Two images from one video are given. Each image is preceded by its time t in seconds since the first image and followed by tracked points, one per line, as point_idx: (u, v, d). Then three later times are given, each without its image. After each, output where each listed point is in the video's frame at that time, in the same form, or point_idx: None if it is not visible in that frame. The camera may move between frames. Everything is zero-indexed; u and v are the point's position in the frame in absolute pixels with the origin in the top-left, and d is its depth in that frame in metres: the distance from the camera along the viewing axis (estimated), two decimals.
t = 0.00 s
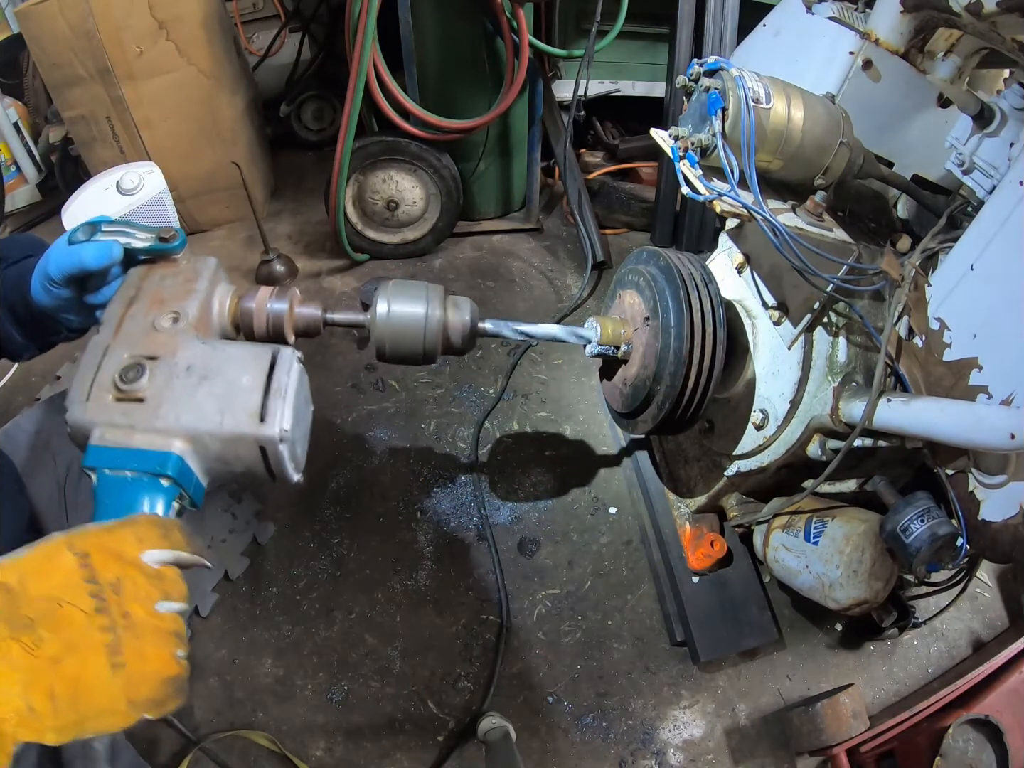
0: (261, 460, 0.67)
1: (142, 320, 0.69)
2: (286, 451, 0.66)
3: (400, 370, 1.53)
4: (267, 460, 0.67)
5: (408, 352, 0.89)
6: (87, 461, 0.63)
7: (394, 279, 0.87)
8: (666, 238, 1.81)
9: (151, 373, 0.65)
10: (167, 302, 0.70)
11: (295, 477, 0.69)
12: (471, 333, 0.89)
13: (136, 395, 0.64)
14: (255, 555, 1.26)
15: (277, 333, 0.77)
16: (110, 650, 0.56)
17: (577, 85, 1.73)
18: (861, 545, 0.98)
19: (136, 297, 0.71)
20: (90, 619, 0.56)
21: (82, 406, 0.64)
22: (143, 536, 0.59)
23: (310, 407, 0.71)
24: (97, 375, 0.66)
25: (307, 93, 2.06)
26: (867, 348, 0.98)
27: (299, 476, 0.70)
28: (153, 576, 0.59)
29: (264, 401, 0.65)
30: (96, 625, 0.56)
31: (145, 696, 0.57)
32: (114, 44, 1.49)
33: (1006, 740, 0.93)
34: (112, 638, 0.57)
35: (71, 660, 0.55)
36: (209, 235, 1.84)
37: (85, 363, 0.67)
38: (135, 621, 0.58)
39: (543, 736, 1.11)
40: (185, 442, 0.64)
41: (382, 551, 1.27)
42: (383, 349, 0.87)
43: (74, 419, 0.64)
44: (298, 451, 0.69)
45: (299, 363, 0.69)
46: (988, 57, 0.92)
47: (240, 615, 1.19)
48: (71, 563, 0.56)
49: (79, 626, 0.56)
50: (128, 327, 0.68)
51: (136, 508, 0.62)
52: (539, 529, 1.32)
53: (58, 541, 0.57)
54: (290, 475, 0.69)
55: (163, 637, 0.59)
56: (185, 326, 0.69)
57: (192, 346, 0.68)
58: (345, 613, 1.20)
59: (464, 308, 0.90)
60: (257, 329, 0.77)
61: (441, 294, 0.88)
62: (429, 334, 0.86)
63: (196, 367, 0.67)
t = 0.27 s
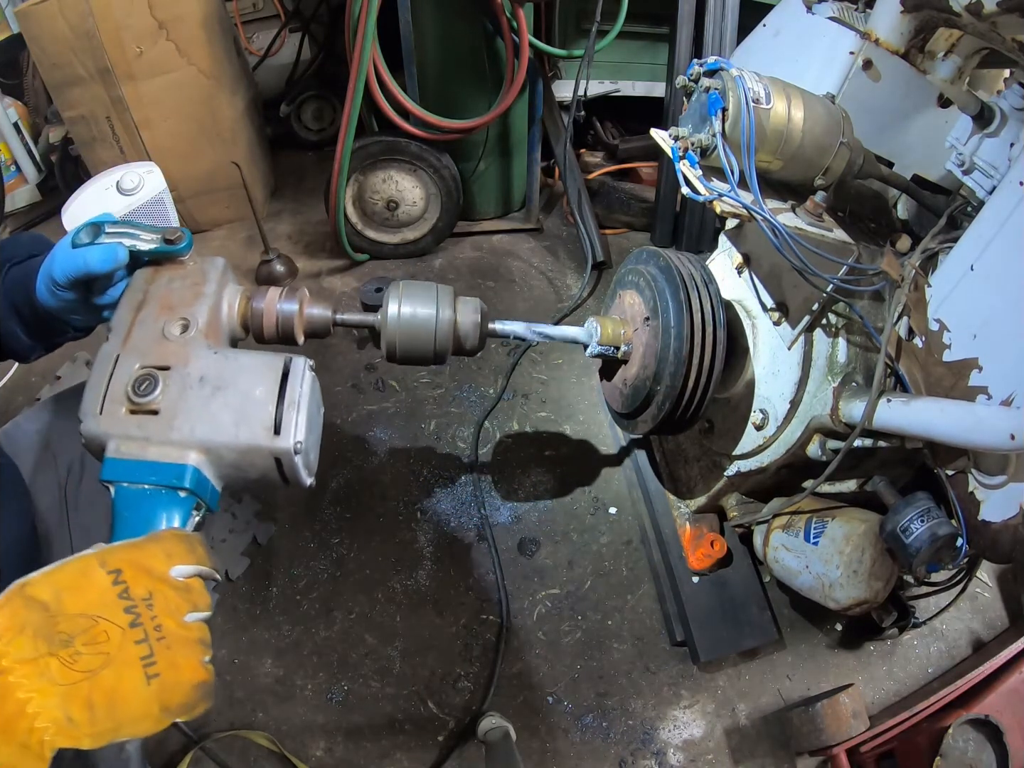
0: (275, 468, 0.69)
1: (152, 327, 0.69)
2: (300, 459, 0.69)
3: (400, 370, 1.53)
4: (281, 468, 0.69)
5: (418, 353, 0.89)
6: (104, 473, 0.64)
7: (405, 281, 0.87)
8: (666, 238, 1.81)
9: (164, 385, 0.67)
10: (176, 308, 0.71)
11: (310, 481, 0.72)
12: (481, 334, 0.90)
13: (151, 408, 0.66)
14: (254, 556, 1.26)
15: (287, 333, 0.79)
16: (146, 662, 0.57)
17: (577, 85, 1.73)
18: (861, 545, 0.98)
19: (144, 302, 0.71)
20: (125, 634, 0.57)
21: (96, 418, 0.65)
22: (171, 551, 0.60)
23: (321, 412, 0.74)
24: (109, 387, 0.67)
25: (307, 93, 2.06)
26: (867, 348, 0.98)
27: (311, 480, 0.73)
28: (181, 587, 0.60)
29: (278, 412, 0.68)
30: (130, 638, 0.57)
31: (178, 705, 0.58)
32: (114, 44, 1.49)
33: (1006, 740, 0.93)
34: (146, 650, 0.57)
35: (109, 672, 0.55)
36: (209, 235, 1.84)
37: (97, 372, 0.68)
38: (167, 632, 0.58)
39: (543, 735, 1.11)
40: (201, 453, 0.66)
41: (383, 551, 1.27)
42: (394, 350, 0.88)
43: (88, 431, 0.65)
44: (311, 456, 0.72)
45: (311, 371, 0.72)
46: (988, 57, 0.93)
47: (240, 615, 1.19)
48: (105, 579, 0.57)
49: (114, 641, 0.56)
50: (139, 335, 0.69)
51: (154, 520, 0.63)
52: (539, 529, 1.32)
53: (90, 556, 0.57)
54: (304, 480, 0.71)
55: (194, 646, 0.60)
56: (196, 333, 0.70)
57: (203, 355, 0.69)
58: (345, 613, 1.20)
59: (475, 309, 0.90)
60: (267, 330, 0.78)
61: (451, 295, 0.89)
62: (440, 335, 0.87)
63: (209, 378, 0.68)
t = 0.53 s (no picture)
0: (281, 477, 0.71)
1: (155, 336, 0.70)
2: (307, 470, 0.70)
3: (400, 369, 1.53)
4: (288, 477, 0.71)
5: (420, 354, 0.89)
6: (116, 485, 0.66)
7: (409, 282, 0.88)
8: (666, 238, 1.81)
9: (170, 396, 0.68)
10: (178, 316, 0.72)
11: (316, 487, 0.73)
12: (483, 335, 0.90)
13: (158, 420, 0.67)
14: (254, 556, 1.26)
15: (288, 335, 0.79)
16: (166, 669, 0.58)
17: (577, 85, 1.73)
18: (861, 545, 0.98)
19: (145, 308, 0.72)
20: (145, 644, 0.58)
21: (104, 430, 0.67)
22: (186, 561, 0.62)
23: (326, 417, 0.76)
24: (115, 398, 0.68)
25: (307, 93, 2.06)
26: (866, 348, 0.98)
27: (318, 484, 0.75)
28: (197, 595, 0.61)
29: (283, 424, 0.69)
30: (150, 648, 0.58)
31: (197, 709, 0.59)
32: (114, 44, 1.49)
33: (1006, 741, 0.93)
34: (166, 658, 0.58)
35: (132, 681, 0.57)
36: (209, 235, 1.84)
37: (103, 383, 0.69)
38: (185, 640, 0.59)
39: (543, 736, 1.11)
40: (208, 464, 0.68)
41: (382, 551, 1.27)
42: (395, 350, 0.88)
43: (98, 443, 0.67)
44: (317, 463, 0.73)
45: (315, 379, 0.72)
46: (988, 57, 0.93)
47: (240, 615, 1.19)
48: (125, 592, 0.58)
49: (136, 651, 0.58)
50: (142, 345, 0.70)
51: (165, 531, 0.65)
52: (539, 529, 1.32)
53: (109, 569, 0.59)
54: (310, 488, 0.73)
55: (211, 650, 0.60)
56: (200, 344, 0.71)
57: (207, 367, 0.70)
58: (345, 613, 1.20)
59: (477, 312, 0.90)
60: (269, 331, 0.78)
61: (454, 296, 0.89)
62: (442, 336, 0.87)
63: (214, 390, 0.69)
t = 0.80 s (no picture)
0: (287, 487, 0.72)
1: (158, 350, 0.70)
2: (312, 480, 0.71)
3: (400, 369, 1.53)
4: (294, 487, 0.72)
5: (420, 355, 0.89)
6: (131, 498, 0.68)
7: (410, 284, 0.88)
8: (666, 238, 1.81)
9: (176, 412, 0.68)
10: (180, 328, 0.71)
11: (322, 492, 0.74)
12: (485, 338, 0.90)
13: (166, 437, 0.68)
14: (254, 556, 1.26)
15: (289, 338, 0.79)
16: (188, 676, 0.61)
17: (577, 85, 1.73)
18: (862, 545, 0.98)
19: (147, 321, 0.72)
20: (168, 655, 0.61)
21: (116, 446, 0.68)
22: (201, 572, 0.64)
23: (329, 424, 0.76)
24: (123, 414, 0.68)
25: (307, 93, 2.06)
26: (867, 348, 0.98)
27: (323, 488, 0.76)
28: (214, 605, 0.63)
29: (288, 438, 0.69)
30: (173, 658, 0.61)
31: (218, 711, 0.62)
32: (114, 44, 1.49)
33: (1007, 741, 0.93)
34: (187, 666, 0.61)
35: (157, 690, 0.61)
36: (209, 235, 1.84)
37: (109, 399, 0.69)
38: (205, 648, 0.62)
39: (542, 735, 1.11)
40: (218, 478, 0.69)
41: (382, 550, 1.27)
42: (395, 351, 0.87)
43: (111, 458, 0.68)
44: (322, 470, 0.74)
45: (318, 390, 0.73)
46: (988, 57, 0.93)
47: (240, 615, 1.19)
48: (147, 608, 0.61)
49: (160, 661, 0.61)
50: (145, 358, 0.70)
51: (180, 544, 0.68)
52: (539, 529, 1.32)
53: (132, 586, 0.62)
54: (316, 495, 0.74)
55: (229, 655, 0.63)
56: (202, 356, 0.71)
57: (212, 381, 0.70)
58: (345, 613, 1.20)
59: (478, 314, 0.90)
60: (270, 336, 0.77)
61: (454, 296, 0.89)
62: (442, 336, 0.87)
63: (219, 405, 0.70)
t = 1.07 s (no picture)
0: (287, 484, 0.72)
1: (157, 345, 0.70)
2: (311, 477, 0.71)
3: (400, 369, 1.53)
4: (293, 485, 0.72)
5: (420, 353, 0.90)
6: (129, 494, 0.68)
7: (409, 280, 0.88)
8: (666, 238, 1.81)
9: (175, 407, 0.68)
10: (179, 323, 0.71)
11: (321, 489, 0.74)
12: (485, 337, 0.91)
13: (165, 432, 0.68)
14: (254, 556, 1.26)
15: (290, 335, 0.79)
16: (184, 669, 0.61)
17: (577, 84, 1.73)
18: (861, 545, 0.98)
19: (147, 314, 0.72)
20: (165, 648, 0.61)
21: (114, 441, 0.68)
22: (199, 568, 0.63)
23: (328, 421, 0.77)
24: (122, 408, 0.68)
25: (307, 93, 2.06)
26: (867, 348, 0.97)
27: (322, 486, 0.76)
28: (210, 600, 0.63)
29: (287, 435, 0.69)
30: (169, 651, 0.61)
31: (214, 704, 0.62)
32: (114, 44, 1.49)
33: (1006, 741, 0.93)
34: (184, 660, 0.62)
35: (153, 682, 0.61)
36: (209, 235, 1.84)
37: (108, 393, 0.69)
38: (202, 642, 0.62)
39: (542, 736, 1.11)
40: (216, 473, 0.69)
41: (383, 551, 1.27)
42: (394, 349, 0.88)
43: (108, 453, 0.68)
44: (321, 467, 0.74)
45: (317, 387, 0.73)
46: (987, 57, 0.93)
47: (240, 615, 1.19)
48: (144, 602, 0.61)
49: (156, 654, 0.61)
50: (145, 353, 0.70)
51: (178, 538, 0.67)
52: (539, 529, 1.32)
53: (130, 580, 0.62)
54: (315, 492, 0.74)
55: (225, 649, 0.63)
56: (202, 352, 0.71)
57: (211, 376, 0.70)
58: (345, 613, 1.20)
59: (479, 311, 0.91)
60: (270, 332, 0.77)
61: (454, 295, 0.89)
62: (443, 335, 0.87)
63: (219, 401, 0.69)
